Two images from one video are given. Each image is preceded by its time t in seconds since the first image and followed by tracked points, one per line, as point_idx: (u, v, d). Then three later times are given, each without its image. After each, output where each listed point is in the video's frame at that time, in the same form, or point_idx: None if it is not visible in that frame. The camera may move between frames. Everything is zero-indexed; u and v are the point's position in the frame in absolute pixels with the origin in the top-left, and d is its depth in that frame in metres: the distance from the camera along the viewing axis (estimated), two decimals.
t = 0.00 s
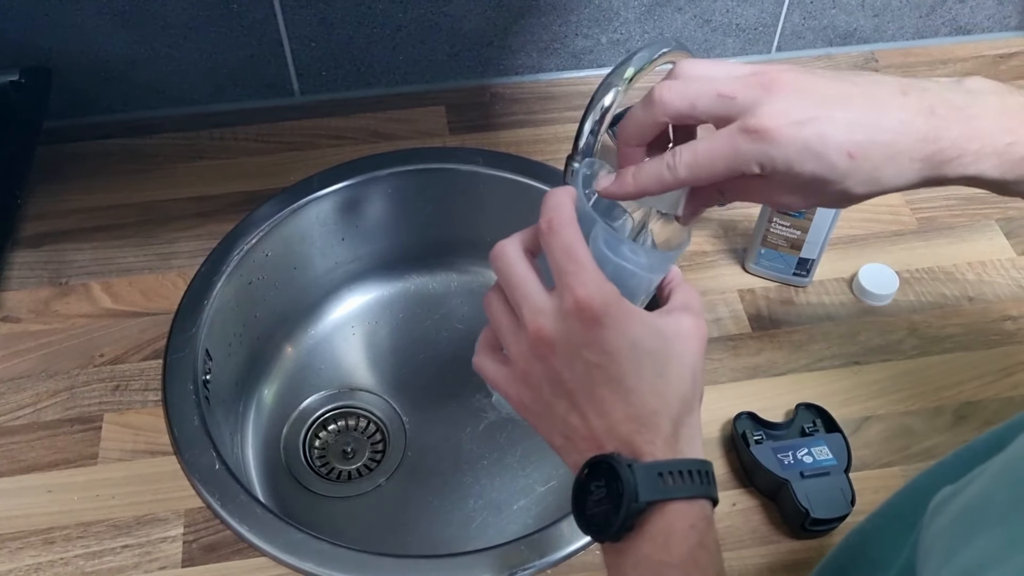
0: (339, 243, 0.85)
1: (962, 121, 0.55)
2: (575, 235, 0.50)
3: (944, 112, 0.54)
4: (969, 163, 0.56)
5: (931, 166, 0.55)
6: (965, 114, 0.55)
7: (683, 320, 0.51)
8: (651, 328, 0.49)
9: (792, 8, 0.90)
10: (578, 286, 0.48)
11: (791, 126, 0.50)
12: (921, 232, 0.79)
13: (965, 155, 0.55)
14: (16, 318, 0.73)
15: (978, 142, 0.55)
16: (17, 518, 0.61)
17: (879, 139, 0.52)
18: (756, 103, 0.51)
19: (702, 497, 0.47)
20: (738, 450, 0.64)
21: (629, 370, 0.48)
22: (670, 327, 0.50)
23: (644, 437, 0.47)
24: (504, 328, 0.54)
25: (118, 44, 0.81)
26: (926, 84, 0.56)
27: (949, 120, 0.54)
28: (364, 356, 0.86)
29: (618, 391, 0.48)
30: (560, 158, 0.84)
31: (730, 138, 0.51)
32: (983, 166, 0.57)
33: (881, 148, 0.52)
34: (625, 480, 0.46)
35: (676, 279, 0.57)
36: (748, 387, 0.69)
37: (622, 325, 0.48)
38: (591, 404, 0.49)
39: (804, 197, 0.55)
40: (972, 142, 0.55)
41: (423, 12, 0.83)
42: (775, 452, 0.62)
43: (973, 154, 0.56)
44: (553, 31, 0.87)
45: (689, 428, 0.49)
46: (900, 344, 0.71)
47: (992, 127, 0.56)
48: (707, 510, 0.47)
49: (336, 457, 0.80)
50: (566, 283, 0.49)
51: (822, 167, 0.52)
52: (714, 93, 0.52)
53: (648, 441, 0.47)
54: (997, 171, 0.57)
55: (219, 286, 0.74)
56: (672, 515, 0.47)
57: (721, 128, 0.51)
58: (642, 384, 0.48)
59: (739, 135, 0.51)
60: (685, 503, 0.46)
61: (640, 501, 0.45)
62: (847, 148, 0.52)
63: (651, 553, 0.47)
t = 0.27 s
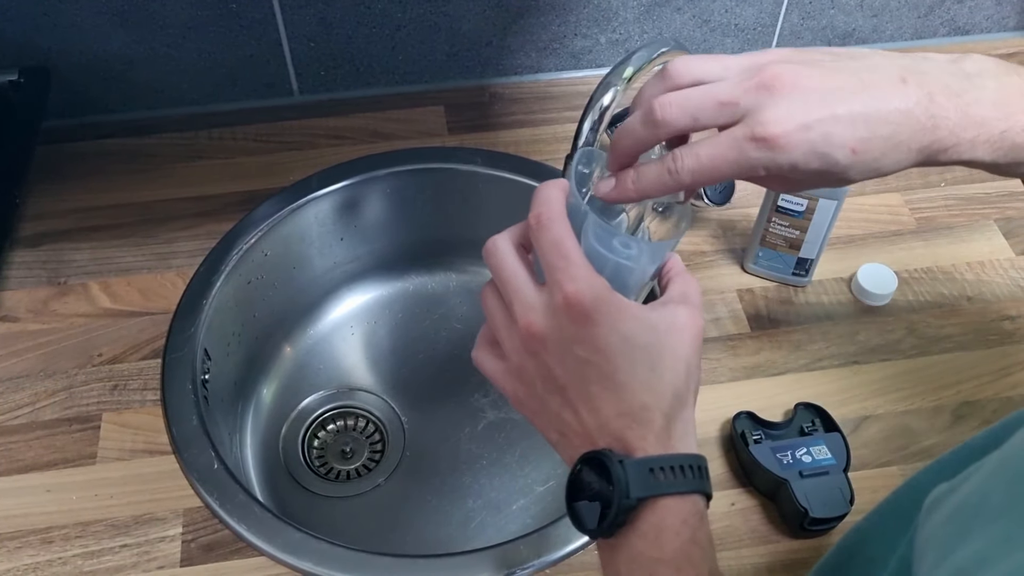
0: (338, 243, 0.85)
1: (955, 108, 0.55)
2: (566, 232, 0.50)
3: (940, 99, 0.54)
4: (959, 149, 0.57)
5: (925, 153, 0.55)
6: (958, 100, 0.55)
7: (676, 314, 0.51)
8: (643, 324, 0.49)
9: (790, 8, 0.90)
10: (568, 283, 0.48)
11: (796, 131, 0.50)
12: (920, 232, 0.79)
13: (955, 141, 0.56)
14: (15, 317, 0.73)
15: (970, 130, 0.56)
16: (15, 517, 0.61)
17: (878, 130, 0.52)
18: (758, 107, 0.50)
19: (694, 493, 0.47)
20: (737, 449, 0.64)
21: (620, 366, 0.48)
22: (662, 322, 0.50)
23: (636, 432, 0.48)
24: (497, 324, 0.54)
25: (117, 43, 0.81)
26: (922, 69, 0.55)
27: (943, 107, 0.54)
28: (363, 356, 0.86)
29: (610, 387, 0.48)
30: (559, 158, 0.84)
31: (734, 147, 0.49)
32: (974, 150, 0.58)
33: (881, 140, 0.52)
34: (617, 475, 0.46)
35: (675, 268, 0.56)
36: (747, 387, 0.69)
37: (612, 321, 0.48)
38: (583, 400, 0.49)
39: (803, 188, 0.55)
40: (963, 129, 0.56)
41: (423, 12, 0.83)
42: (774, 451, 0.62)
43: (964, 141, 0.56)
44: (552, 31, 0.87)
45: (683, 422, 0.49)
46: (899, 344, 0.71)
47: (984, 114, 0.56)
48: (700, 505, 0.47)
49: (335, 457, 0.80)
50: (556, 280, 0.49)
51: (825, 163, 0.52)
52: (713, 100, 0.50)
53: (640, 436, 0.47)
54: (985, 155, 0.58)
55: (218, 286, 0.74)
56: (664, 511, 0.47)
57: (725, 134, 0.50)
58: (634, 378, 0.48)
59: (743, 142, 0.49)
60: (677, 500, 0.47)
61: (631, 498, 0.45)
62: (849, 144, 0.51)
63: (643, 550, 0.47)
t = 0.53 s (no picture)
0: (336, 244, 0.85)
1: (954, 99, 0.56)
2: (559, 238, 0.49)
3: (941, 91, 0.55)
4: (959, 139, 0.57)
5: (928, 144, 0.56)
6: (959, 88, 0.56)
7: (669, 315, 0.51)
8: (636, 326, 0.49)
9: (788, 10, 0.90)
10: (561, 284, 0.48)
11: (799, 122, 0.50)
12: (918, 233, 0.79)
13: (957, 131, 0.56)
14: (12, 319, 0.73)
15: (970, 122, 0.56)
16: (12, 519, 0.61)
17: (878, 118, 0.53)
18: (762, 99, 0.50)
19: (687, 495, 0.47)
20: (735, 451, 0.64)
21: (614, 370, 0.48)
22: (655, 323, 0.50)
23: (628, 434, 0.48)
24: (490, 324, 0.54)
25: (114, 45, 0.81)
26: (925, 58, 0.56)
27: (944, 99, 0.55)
28: (360, 358, 0.86)
29: (603, 390, 0.48)
30: (557, 159, 0.84)
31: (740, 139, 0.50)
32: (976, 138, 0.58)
33: (880, 128, 0.53)
34: (610, 478, 0.46)
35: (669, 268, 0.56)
36: (745, 388, 0.69)
37: (606, 324, 0.48)
38: (576, 401, 0.49)
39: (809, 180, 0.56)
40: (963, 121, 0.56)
41: (420, 14, 0.83)
42: (772, 453, 0.63)
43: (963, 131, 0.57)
44: (550, 32, 0.87)
45: (676, 424, 0.49)
46: (896, 345, 0.71)
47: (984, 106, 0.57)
48: (693, 508, 0.47)
49: (332, 458, 0.80)
50: (548, 282, 0.49)
51: (831, 152, 0.52)
52: (716, 98, 0.51)
53: (633, 439, 0.47)
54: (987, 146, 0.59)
55: (215, 287, 0.74)
56: (658, 514, 0.47)
57: (730, 128, 0.50)
58: (627, 381, 0.48)
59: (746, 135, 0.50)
60: (670, 503, 0.47)
61: (624, 500, 0.45)
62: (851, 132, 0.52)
63: (637, 553, 0.47)
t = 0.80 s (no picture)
0: (335, 246, 0.85)
1: (962, 111, 0.56)
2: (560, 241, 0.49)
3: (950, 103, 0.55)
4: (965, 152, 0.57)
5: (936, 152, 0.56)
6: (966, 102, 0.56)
7: (670, 318, 0.51)
8: (637, 328, 0.49)
9: (786, 12, 0.90)
10: (563, 287, 0.48)
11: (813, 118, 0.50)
12: (916, 235, 0.79)
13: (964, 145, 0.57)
14: (10, 321, 0.73)
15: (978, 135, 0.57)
16: (10, 522, 0.61)
17: (891, 121, 0.53)
18: (774, 96, 0.51)
19: (689, 498, 0.47)
20: (734, 452, 0.64)
21: (615, 372, 0.48)
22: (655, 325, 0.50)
23: (629, 437, 0.48)
24: (492, 325, 0.54)
25: (113, 46, 0.81)
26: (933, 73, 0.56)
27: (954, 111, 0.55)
28: (359, 359, 0.86)
29: (604, 392, 0.48)
30: (556, 161, 0.84)
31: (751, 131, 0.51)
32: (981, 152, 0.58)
33: (893, 133, 0.53)
34: (612, 481, 0.46)
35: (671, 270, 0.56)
36: (743, 390, 0.69)
37: (606, 327, 0.48)
38: (577, 403, 0.49)
39: (819, 182, 0.56)
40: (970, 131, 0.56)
41: (419, 16, 0.83)
42: (771, 455, 0.62)
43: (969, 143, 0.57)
44: (548, 34, 0.87)
45: (677, 426, 0.49)
46: (895, 346, 0.71)
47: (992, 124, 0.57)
48: (694, 510, 0.47)
49: (331, 460, 0.80)
50: (550, 284, 0.49)
51: (842, 152, 0.52)
52: (727, 90, 0.52)
53: (634, 442, 0.48)
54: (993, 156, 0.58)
55: (213, 289, 0.74)
56: (659, 517, 0.47)
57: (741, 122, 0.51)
58: (628, 383, 0.48)
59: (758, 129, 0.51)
60: (672, 506, 0.47)
61: (625, 503, 0.45)
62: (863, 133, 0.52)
63: (637, 555, 0.47)
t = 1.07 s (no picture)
0: (334, 247, 0.85)
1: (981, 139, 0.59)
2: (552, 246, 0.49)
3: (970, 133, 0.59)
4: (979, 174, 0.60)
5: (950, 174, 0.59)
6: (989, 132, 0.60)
7: (664, 322, 0.51)
8: (630, 333, 0.48)
9: (785, 13, 0.90)
10: (554, 294, 0.48)
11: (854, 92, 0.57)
12: (915, 236, 0.79)
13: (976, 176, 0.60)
14: (9, 322, 0.73)
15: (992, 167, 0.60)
16: (9, 523, 0.61)
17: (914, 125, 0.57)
18: (834, 77, 0.57)
19: (684, 502, 0.47)
20: (733, 454, 0.64)
21: (608, 378, 0.48)
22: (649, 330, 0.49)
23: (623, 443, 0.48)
24: (486, 333, 0.54)
25: (112, 48, 0.81)
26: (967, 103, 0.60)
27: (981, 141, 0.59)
28: (358, 361, 0.86)
29: (597, 398, 0.48)
30: (555, 162, 0.85)
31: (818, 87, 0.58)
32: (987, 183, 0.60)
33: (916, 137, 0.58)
34: (605, 486, 0.46)
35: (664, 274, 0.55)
36: (743, 392, 0.69)
37: (598, 332, 0.48)
38: (570, 410, 0.49)
39: (858, 171, 0.58)
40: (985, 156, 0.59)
41: (418, 17, 0.84)
42: (770, 456, 0.62)
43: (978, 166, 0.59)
44: (548, 36, 0.88)
45: (671, 430, 0.49)
46: (894, 348, 0.71)
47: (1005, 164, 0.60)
48: (689, 515, 0.47)
49: (330, 462, 0.80)
50: (542, 291, 0.49)
51: (873, 128, 0.57)
52: (800, 49, 0.60)
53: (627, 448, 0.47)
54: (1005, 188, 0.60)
55: (213, 290, 0.74)
56: (653, 521, 0.47)
57: (804, 58, 0.58)
58: (621, 389, 0.48)
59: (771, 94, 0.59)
60: (665, 510, 0.47)
61: (618, 508, 0.46)
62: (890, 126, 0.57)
63: (633, 560, 0.47)
